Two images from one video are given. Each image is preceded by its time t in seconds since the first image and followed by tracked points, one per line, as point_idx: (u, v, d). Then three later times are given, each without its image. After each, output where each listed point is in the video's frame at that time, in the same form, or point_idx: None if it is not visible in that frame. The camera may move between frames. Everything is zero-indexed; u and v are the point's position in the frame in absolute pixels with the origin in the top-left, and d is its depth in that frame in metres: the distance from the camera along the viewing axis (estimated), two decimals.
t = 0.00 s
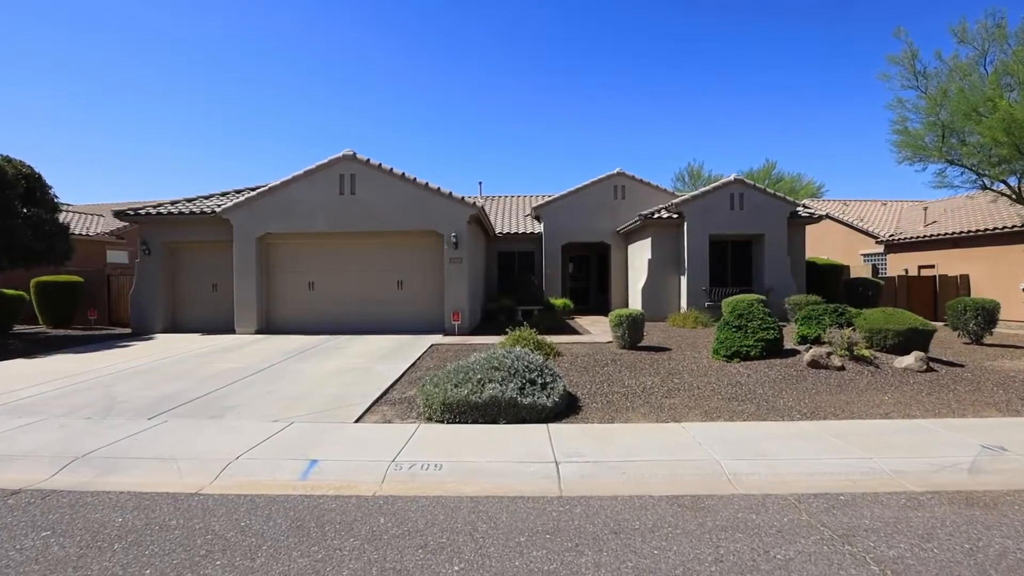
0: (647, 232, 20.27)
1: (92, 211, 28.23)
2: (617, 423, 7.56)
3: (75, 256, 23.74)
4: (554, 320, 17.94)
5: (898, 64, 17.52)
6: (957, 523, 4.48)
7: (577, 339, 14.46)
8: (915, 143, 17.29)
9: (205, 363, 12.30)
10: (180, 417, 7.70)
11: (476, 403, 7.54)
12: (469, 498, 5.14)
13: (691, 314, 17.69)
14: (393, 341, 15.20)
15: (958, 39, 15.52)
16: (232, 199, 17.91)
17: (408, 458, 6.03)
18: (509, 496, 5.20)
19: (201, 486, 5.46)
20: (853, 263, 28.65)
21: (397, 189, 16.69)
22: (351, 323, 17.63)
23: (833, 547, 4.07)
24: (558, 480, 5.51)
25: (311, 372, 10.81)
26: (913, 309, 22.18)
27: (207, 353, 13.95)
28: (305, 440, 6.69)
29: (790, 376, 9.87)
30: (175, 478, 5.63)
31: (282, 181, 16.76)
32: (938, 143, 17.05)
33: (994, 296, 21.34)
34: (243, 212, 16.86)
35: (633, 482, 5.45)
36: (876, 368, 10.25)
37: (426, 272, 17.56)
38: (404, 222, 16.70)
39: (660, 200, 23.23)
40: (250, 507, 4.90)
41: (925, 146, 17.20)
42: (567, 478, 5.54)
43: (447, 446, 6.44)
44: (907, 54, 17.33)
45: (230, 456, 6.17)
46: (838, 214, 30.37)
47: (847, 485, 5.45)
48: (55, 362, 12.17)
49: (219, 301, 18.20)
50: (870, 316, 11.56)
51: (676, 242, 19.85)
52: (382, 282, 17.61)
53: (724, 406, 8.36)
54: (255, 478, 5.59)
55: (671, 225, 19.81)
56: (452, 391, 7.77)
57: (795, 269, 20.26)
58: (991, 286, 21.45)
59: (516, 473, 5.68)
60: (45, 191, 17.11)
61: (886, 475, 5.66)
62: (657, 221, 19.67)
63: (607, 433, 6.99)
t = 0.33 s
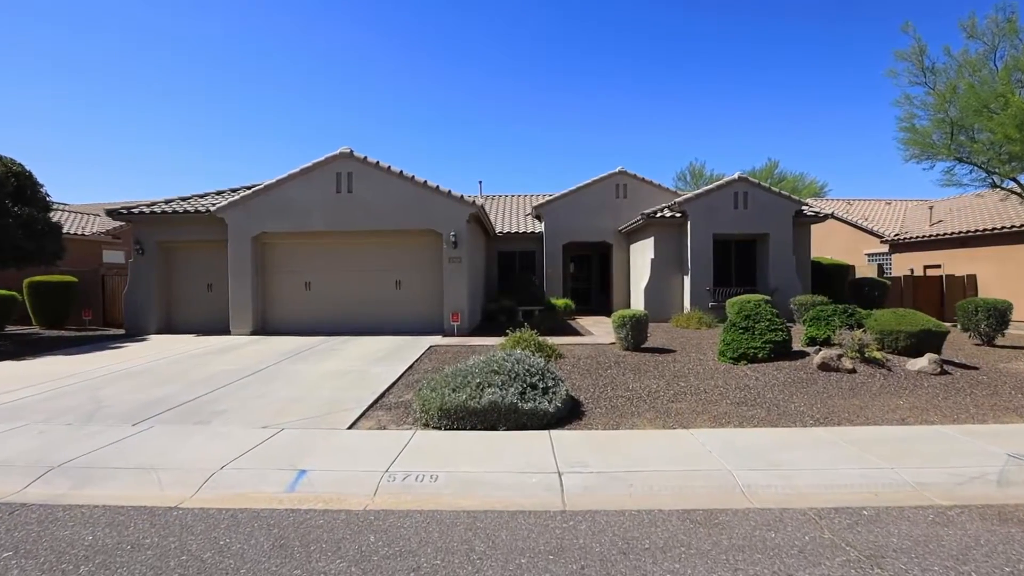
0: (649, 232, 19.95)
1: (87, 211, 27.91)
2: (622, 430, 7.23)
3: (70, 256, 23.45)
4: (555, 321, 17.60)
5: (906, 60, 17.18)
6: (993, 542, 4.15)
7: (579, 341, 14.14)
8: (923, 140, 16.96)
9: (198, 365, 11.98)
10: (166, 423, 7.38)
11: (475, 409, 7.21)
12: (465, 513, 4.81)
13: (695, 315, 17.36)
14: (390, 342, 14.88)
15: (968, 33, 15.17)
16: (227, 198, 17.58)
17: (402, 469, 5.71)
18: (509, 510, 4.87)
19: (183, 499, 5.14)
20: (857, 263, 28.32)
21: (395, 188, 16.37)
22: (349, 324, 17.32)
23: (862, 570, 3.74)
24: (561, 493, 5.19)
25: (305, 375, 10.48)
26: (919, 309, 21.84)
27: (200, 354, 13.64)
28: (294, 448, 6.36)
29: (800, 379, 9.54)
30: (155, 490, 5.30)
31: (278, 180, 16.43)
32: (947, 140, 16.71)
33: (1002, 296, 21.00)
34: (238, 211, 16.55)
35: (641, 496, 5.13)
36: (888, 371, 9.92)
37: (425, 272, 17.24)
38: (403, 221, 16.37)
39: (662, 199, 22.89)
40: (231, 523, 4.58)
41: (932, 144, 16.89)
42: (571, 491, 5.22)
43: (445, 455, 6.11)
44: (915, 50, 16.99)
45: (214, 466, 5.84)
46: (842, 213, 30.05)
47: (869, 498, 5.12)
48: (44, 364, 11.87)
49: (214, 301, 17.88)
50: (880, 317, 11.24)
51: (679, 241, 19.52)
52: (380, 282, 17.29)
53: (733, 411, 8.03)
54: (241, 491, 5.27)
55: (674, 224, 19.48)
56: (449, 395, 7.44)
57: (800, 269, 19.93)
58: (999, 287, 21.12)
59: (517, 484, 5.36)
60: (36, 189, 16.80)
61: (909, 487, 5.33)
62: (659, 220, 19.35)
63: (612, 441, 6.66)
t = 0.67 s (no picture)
0: (651, 231, 19.63)
1: (82, 210, 27.57)
2: (627, 437, 6.90)
3: (63, 256, 23.12)
4: (555, 322, 17.27)
5: (913, 56, 16.87)
6: None
7: (580, 342, 13.81)
8: (930, 138, 16.64)
9: (189, 367, 11.65)
10: (149, 430, 7.05)
11: (473, 415, 6.88)
12: (461, 529, 4.49)
13: (698, 316, 17.02)
14: (387, 344, 14.55)
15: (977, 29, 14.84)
16: (221, 197, 17.24)
17: (396, 480, 5.38)
18: (509, 526, 4.55)
19: (160, 513, 4.81)
20: (861, 263, 28.00)
21: (393, 186, 16.03)
22: (345, 325, 17.00)
23: None
24: (565, 506, 4.87)
25: (298, 378, 10.16)
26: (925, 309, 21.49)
27: (192, 356, 13.32)
28: (282, 458, 6.03)
29: (810, 382, 9.21)
30: (131, 504, 4.96)
31: (273, 177, 16.09)
32: (954, 138, 16.39)
33: (1009, 296, 20.67)
34: (232, 210, 16.22)
35: (649, 510, 4.81)
36: (900, 374, 9.59)
37: (423, 271, 16.90)
38: (401, 220, 16.04)
39: (663, 198, 22.58)
40: (209, 542, 4.25)
41: (940, 142, 16.54)
42: (574, 504, 4.90)
43: (441, 465, 5.78)
44: (922, 46, 16.67)
45: (196, 477, 5.52)
46: (845, 212, 29.75)
47: (892, 513, 4.79)
48: (30, 367, 11.54)
49: (208, 302, 17.55)
50: (891, 318, 10.92)
51: (681, 241, 19.20)
52: (378, 282, 16.96)
53: (742, 416, 7.70)
54: (222, 505, 4.94)
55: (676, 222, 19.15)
56: (446, 401, 7.11)
57: (805, 269, 19.60)
58: (1006, 286, 20.79)
59: (517, 497, 5.03)
60: (27, 189, 16.50)
61: (935, 500, 5.00)
62: (661, 220, 19.01)
63: (617, 449, 6.34)
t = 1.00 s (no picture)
0: (653, 231, 19.31)
1: (75, 209, 27.21)
2: (632, 445, 6.58)
3: (55, 256, 22.72)
4: (555, 322, 16.93)
5: (920, 52, 16.56)
6: None
7: (581, 344, 13.49)
8: (936, 135, 16.32)
9: (178, 370, 11.31)
10: (131, 438, 6.70)
11: (471, 422, 6.56)
12: (457, 549, 4.16)
13: (700, 317, 16.69)
14: (384, 346, 14.21)
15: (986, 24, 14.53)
16: (214, 195, 16.89)
17: (389, 493, 5.05)
18: (509, 546, 4.21)
19: (134, 531, 4.47)
20: (864, 263, 27.71)
21: (389, 184, 15.70)
22: (342, 326, 16.67)
23: None
24: (568, 523, 4.54)
25: (290, 381, 9.83)
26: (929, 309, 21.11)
27: (183, 358, 12.98)
28: (269, 468, 5.70)
29: (820, 386, 8.89)
30: (102, 521, 4.62)
31: (267, 175, 15.75)
32: (962, 135, 16.07)
33: (1016, 297, 20.37)
34: (225, 209, 15.88)
35: (659, 528, 4.48)
36: (913, 377, 9.27)
37: (421, 271, 16.57)
38: (398, 219, 15.70)
39: (665, 197, 22.27)
40: (183, 564, 3.92)
41: (947, 139, 16.22)
42: (578, 520, 4.57)
43: (437, 476, 5.45)
44: (930, 42, 16.37)
45: (175, 489, 5.18)
46: (848, 212, 29.47)
47: (918, 530, 4.46)
48: (15, 370, 11.20)
49: (201, 302, 17.21)
50: (902, 319, 10.60)
51: (684, 240, 18.88)
52: (374, 282, 16.64)
53: (753, 422, 7.37)
54: (201, 521, 4.61)
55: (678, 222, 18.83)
56: (443, 406, 6.78)
57: (809, 269, 19.28)
58: (1013, 287, 20.48)
59: (518, 513, 4.70)
60: (18, 188, 16.17)
61: (964, 515, 4.67)
62: (664, 219, 18.68)
63: (622, 458, 6.01)
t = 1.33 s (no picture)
0: (655, 230, 18.99)
1: (70, 208, 26.87)
2: (639, 453, 6.25)
3: (48, 256, 22.39)
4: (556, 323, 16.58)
5: (927, 48, 16.24)
6: None
7: (583, 345, 13.17)
8: (944, 132, 16.01)
9: (168, 373, 10.99)
10: (112, 446, 6.38)
11: (468, 429, 6.23)
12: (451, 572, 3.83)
13: (703, 317, 16.37)
14: (380, 347, 13.88)
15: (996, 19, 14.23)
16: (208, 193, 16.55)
17: (380, 508, 4.72)
18: (510, 570, 3.88)
19: (105, 550, 4.15)
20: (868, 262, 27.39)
21: (386, 182, 15.36)
22: (338, 327, 16.35)
23: None
24: (572, 542, 4.21)
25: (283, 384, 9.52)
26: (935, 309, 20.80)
27: (175, 360, 12.66)
28: (254, 481, 5.37)
29: (832, 390, 8.57)
30: (72, 538, 4.30)
31: (261, 173, 15.41)
32: (969, 133, 15.77)
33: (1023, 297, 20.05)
34: (218, 208, 15.54)
35: (672, 547, 4.15)
36: (927, 380, 8.95)
37: (418, 271, 16.24)
38: (395, 217, 15.38)
39: (667, 195, 21.94)
40: None
41: (955, 137, 15.90)
42: (583, 538, 4.26)
43: (433, 490, 5.12)
44: (937, 37, 16.05)
45: (154, 503, 4.86)
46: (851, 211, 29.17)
47: (950, 550, 4.13)
48: None
49: (195, 303, 16.88)
50: (914, 321, 10.28)
51: (686, 239, 18.55)
52: (371, 282, 16.31)
53: (764, 429, 7.04)
54: (177, 539, 4.28)
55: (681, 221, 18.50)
56: (438, 413, 6.44)
57: (814, 268, 18.97)
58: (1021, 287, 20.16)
59: (517, 530, 4.37)
60: (6, 185, 15.81)
61: (998, 533, 4.35)
62: (666, 218, 18.35)
63: (628, 468, 5.68)
